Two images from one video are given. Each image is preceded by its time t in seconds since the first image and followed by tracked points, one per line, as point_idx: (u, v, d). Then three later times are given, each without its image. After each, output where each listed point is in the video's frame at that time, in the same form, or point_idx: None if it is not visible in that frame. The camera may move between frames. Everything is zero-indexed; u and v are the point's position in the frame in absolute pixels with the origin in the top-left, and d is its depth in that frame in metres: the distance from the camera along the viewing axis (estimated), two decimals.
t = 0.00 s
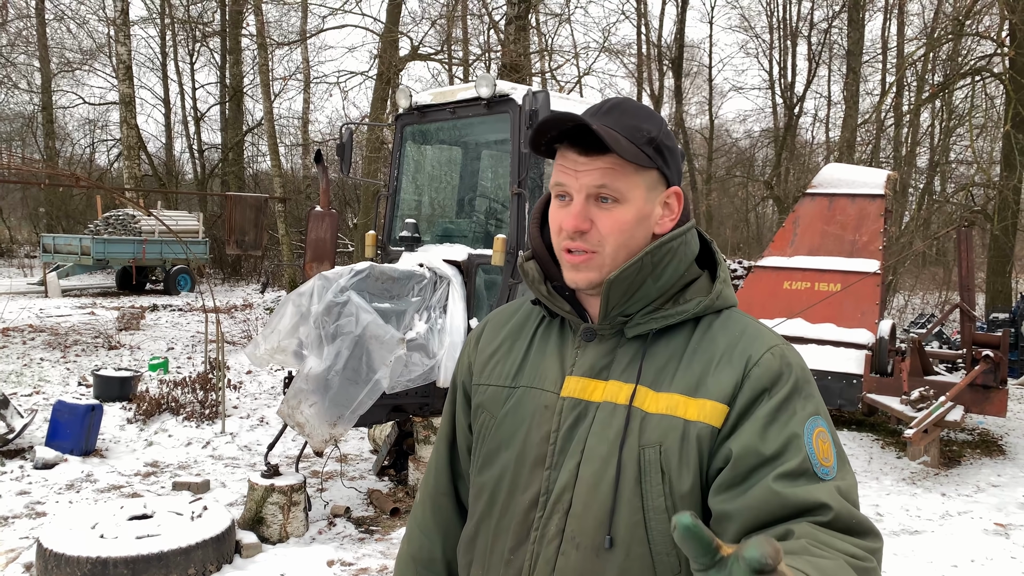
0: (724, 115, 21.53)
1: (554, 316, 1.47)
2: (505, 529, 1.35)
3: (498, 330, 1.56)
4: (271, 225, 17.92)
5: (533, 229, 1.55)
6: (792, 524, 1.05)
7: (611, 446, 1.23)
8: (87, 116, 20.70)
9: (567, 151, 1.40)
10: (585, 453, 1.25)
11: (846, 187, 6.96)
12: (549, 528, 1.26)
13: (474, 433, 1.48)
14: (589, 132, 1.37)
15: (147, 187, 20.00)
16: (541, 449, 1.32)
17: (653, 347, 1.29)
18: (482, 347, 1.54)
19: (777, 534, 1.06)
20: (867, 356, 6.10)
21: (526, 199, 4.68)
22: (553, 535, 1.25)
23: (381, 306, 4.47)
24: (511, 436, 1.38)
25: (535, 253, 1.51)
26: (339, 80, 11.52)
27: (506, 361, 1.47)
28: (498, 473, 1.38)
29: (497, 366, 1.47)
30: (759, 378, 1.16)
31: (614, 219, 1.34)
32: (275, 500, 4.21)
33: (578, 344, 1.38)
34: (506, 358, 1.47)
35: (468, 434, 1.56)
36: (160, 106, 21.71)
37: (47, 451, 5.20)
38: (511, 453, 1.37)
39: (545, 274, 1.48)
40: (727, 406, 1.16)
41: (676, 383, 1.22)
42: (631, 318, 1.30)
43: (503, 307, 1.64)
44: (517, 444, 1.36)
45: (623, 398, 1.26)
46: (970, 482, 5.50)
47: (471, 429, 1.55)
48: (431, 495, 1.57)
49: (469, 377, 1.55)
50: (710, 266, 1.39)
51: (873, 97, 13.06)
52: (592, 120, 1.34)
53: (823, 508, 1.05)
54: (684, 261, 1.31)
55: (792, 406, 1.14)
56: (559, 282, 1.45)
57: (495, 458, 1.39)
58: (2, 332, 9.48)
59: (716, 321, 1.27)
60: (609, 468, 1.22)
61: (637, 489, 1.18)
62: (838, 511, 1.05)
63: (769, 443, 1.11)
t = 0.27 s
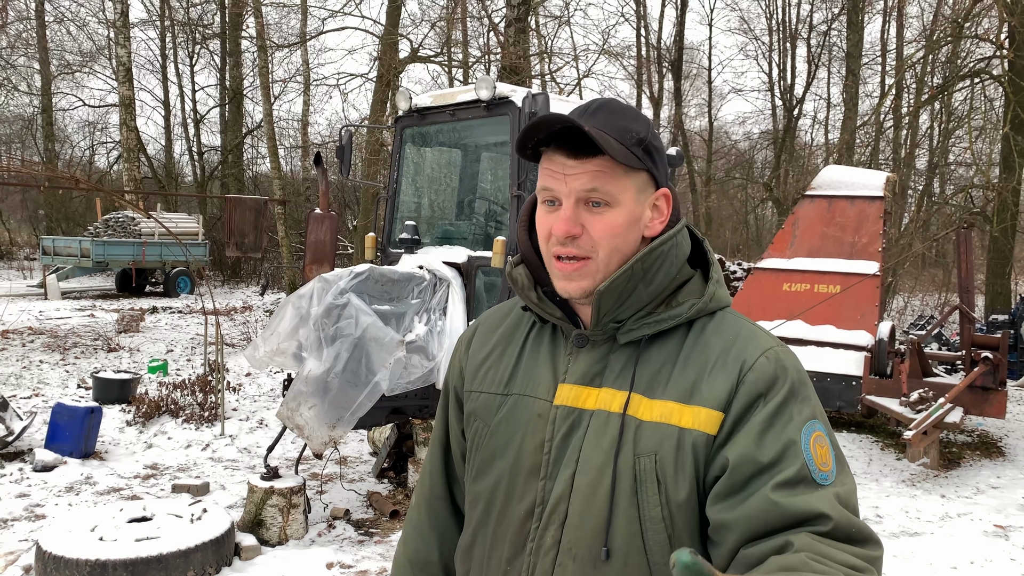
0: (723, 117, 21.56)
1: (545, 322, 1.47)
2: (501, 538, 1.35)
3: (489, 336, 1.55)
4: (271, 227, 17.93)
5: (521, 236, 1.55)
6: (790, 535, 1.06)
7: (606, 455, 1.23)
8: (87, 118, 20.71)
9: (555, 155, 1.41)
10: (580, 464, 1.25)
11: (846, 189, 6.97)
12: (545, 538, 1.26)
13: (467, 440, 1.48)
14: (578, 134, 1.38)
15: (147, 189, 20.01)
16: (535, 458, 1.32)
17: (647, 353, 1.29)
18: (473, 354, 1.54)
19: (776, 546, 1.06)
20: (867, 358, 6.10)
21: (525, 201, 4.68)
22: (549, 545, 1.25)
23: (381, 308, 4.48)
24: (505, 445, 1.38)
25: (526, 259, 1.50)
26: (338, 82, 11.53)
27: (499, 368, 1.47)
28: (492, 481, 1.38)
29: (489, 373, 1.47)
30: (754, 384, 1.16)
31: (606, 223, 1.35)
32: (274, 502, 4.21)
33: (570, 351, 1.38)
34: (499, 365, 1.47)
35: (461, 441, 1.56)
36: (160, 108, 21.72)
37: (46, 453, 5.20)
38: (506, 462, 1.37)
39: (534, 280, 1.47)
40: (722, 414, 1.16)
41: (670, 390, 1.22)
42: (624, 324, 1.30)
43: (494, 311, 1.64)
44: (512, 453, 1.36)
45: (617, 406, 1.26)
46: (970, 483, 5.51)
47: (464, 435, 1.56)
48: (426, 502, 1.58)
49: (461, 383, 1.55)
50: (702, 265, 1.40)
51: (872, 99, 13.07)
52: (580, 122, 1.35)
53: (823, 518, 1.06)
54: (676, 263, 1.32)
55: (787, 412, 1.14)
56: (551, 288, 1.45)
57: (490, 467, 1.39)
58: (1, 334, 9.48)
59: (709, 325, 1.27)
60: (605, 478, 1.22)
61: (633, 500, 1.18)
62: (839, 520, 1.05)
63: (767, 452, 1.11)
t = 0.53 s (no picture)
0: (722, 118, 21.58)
1: (544, 323, 1.47)
2: (499, 538, 1.35)
3: (486, 336, 1.55)
4: (270, 229, 17.94)
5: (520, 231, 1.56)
6: (805, 531, 1.07)
7: (606, 457, 1.23)
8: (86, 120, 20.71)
9: (551, 162, 1.39)
10: (579, 465, 1.25)
11: (844, 191, 6.97)
12: (544, 540, 1.26)
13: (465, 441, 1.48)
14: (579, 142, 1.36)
15: (146, 191, 20.00)
16: (534, 459, 1.32)
17: (646, 353, 1.29)
18: (471, 355, 1.54)
19: (793, 547, 1.08)
20: (865, 360, 6.11)
21: (524, 203, 4.69)
22: (548, 547, 1.26)
23: (379, 311, 4.49)
24: (504, 446, 1.38)
25: (524, 259, 1.50)
26: (337, 84, 11.53)
27: (497, 369, 1.47)
28: (490, 482, 1.38)
29: (488, 373, 1.47)
30: (754, 384, 1.16)
31: (593, 237, 1.35)
32: (273, 504, 4.21)
33: (569, 351, 1.38)
34: (496, 366, 1.47)
35: (459, 442, 1.56)
36: (159, 110, 21.73)
37: (45, 456, 5.19)
38: (504, 463, 1.37)
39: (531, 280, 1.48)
40: (724, 415, 1.17)
41: (670, 391, 1.22)
42: (622, 325, 1.31)
43: (492, 310, 1.64)
44: (510, 454, 1.36)
45: (617, 407, 1.26)
46: (969, 485, 5.51)
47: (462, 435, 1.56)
48: (424, 502, 1.58)
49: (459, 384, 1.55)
50: (702, 266, 1.40)
51: (871, 100, 13.09)
52: (578, 133, 1.34)
53: (834, 512, 1.06)
54: (676, 264, 1.32)
55: (788, 411, 1.14)
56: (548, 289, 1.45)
57: (488, 467, 1.39)
58: None
59: (709, 325, 1.28)
60: (605, 478, 1.22)
61: (633, 501, 1.18)
62: (849, 502, 1.06)
63: (773, 452, 1.11)
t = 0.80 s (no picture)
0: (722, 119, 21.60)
1: (546, 323, 1.47)
2: (503, 542, 1.35)
3: (487, 340, 1.55)
4: (270, 230, 17.96)
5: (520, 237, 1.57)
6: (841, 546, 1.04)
7: (611, 458, 1.23)
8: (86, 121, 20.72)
9: (574, 159, 1.38)
10: (584, 467, 1.25)
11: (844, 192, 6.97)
12: (548, 543, 1.26)
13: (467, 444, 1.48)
14: (595, 135, 1.35)
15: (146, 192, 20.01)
16: (539, 462, 1.32)
17: (650, 352, 1.29)
18: (473, 358, 1.54)
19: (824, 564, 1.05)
20: (866, 361, 6.11)
21: (525, 204, 4.69)
22: (552, 550, 1.25)
23: (379, 312, 4.49)
24: (507, 448, 1.37)
25: (526, 262, 1.51)
26: (337, 85, 11.53)
27: (500, 370, 1.47)
28: (493, 485, 1.38)
29: (491, 375, 1.47)
30: (762, 384, 1.16)
31: (633, 225, 1.34)
32: (273, 506, 4.21)
33: (573, 352, 1.38)
34: (499, 368, 1.47)
35: (461, 446, 1.56)
36: (159, 111, 21.74)
37: (44, 457, 5.19)
38: (508, 466, 1.36)
39: (535, 282, 1.48)
40: (732, 415, 1.16)
41: (677, 390, 1.22)
42: (626, 324, 1.31)
43: (494, 314, 1.64)
44: (514, 456, 1.36)
45: (621, 408, 1.26)
46: (969, 486, 5.51)
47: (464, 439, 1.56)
48: (426, 507, 1.58)
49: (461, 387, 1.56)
50: (704, 265, 1.39)
51: (870, 101, 13.11)
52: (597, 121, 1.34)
53: (857, 513, 1.06)
54: (678, 264, 1.32)
55: (800, 412, 1.14)
56: (551, 290, 1.45)
57: (490, 470, 1.39)
58: None
59: (712, 324, 1.28)
60: (610, 480, 1.22)
61: (639, 502, 1.18)
62: (874, 513, 1.06)
63: (786, 452, 1.11)
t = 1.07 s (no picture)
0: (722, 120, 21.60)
1: (552, 325, 1.47)
2: (511, 546, 1.34)
3: (488, 341, 1.54)
4: (270, 231, 17.95)
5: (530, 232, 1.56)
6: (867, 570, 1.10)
7: (627, 461, 1.23)
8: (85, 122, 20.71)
9: (601, 141, 1.43)
10: (598, 469, 1.25)
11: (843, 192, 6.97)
12: (562, 546, 1.26)
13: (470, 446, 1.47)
14: (625, 121, 1.42)
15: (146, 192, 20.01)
16: (549, 464, 1.31)
17: (664, 354, 1.30)
18: (473, 359, 1.53)
19: None
20: (865, 361, 6.11)
21: (525, 204, 4.70)
22: (565, 553, 1.25)
23: (378, 312, 4.49)
24: (516, 449, 1.36)
25: (536, 259, 1.50)
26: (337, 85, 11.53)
27: (504, 371, 1.45)
28: (499, 488, 1.37)
29: (495, 376, 1.46)
30: (780, 390, 1.19)
31: (650, 212, 1.39)
32: (273, 506, 4.21)
33: (582, 353, 1.38)
34: (504, 369, 1.46)
35: (460, 450, 1.55)
36: (159, 111, 21.74)
37: (44, 457, 5.19)
38: (516, 469, 1.35)
39: (545, 281, 1.47)
40: (751, 420, 1.19)
41: (693, 393, 1.24)
42: (638, 324, 1.31)
43: (492, 314, 1.63)
44: (522, 458, 1.35)
45: (636, 409, 1.26)
46: (969, 486, 5.51)
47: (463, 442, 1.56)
48: (422, 510, 1.57)
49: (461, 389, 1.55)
50: (711, 270, 1.42)
51: (870, 102, 13.10)
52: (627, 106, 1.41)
53: (881, 540, 1.11)
54: (690, 266, 1.34)
55: (816, 422, 1.18)
56: (560, 289, 1.45)
57: (497, 473, 1.38)
58: None
59: (725, 327, 1.30)
60: (626, 482, 1.22)
61: (656, 503, 1.19)
62: (896, 539, 1.12)
63: (809, 465, 1.15)
